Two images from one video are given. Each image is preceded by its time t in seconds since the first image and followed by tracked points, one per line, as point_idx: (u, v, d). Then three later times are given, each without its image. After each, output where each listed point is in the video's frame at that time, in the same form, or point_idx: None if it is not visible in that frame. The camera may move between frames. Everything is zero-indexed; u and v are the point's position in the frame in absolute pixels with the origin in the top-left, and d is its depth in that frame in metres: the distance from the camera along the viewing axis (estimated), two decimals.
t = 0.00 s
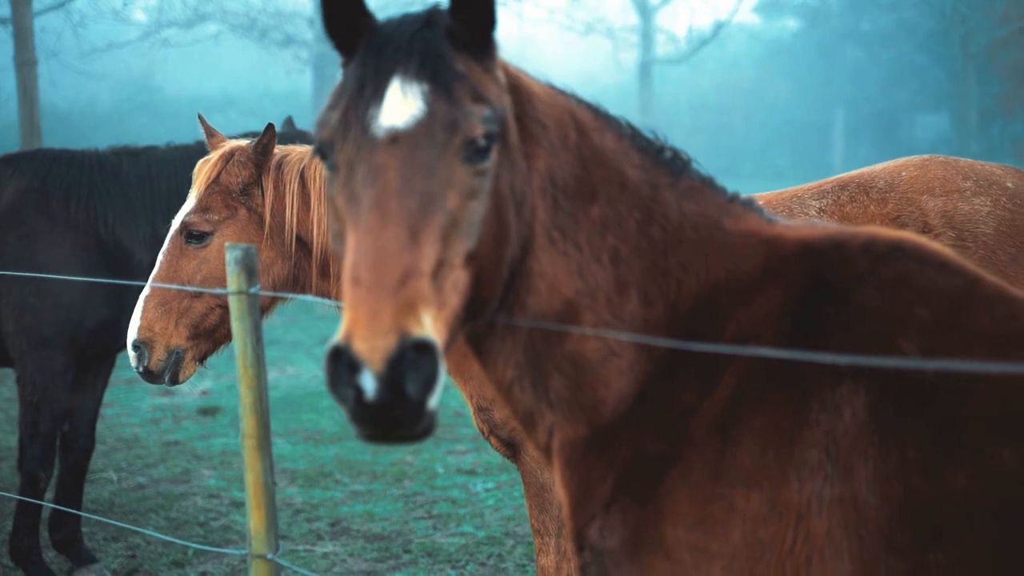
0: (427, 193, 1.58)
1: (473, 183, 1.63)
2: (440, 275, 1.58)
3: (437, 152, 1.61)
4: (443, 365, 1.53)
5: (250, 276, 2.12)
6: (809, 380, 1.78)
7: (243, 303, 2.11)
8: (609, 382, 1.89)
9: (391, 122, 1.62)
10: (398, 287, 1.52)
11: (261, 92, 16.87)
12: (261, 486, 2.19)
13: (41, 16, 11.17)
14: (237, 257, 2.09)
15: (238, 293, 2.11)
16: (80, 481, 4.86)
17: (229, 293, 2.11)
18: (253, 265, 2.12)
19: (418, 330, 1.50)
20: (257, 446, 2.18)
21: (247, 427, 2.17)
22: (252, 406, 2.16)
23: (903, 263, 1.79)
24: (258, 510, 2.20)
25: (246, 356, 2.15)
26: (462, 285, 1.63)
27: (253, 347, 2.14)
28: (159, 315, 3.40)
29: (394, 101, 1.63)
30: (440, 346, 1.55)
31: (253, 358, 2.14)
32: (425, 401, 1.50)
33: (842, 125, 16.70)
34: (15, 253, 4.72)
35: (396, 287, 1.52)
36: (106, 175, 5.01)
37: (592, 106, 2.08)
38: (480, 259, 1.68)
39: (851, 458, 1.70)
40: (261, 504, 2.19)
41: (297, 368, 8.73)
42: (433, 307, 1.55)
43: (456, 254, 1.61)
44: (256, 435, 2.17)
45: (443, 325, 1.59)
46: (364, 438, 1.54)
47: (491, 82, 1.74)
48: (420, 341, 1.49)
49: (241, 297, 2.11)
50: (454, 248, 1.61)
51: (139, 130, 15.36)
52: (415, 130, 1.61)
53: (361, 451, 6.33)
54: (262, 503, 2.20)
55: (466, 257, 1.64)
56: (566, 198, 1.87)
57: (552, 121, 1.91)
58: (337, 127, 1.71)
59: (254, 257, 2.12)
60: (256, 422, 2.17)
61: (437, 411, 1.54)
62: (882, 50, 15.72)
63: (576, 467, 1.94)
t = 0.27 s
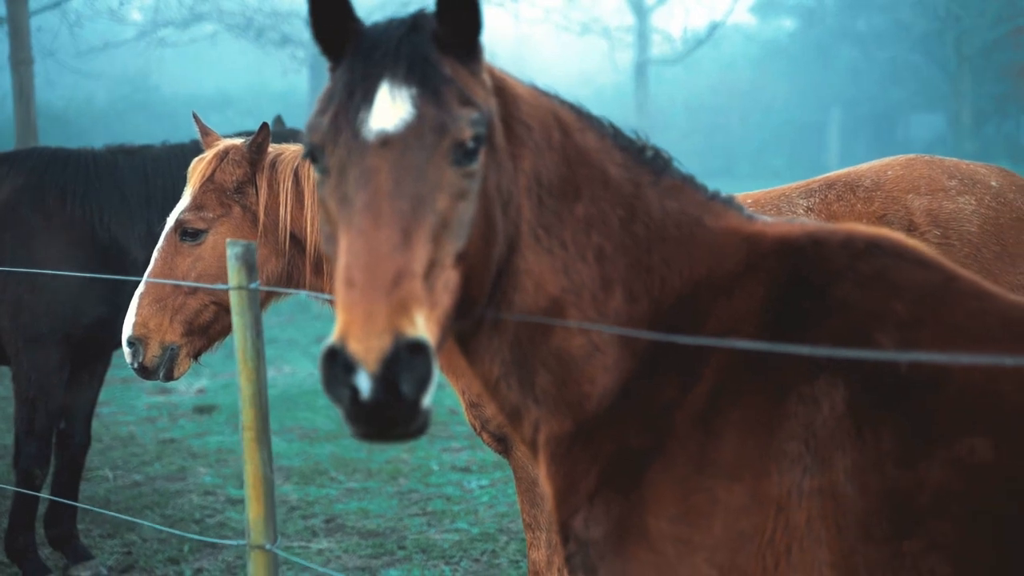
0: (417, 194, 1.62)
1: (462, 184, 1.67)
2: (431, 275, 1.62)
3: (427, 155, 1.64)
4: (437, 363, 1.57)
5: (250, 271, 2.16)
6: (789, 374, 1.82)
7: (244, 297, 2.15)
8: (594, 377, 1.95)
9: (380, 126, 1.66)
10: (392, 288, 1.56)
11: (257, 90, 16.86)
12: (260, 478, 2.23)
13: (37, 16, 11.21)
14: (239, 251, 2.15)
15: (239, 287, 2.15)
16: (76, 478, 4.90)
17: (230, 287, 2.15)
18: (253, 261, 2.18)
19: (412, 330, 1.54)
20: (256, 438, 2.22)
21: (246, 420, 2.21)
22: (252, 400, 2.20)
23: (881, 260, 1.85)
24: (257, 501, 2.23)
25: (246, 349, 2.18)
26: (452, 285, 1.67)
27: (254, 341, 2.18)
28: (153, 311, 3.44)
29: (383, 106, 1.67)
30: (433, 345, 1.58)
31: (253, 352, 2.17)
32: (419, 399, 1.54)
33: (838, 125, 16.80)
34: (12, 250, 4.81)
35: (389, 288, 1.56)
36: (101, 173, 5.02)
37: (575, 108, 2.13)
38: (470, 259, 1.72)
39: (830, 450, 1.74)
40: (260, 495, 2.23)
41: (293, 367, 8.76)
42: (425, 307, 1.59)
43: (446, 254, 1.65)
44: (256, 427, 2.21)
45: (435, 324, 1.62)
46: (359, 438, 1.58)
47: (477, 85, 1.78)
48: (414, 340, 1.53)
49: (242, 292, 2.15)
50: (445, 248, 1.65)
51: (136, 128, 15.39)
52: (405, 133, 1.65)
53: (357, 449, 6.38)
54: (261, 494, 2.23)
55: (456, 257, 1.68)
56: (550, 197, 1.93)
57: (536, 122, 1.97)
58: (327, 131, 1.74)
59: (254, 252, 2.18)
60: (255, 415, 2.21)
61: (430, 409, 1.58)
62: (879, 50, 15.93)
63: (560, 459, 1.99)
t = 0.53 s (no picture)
0: (412, 194, 1.66)
1: (456, 184, 1.71)
2: (427, 273, 1.66)
3: (422, 156, 1.68)
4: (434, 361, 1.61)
5: (259, 266, 2.21)
6: (776, 368, 1.86)
7: (253, 292, 2.20)
8: (585, 371, 1.99)
9: (375, 127, 1.69)
10: (389, 287, 1.59)
11: (255, 90, 16.87)
12: (265, 471, 2.27)
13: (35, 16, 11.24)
14: (246, 247, 2.19)
15: (248, 282, 2.19)
16: (75, 475, 4.93)
17: (238, 282, 2.20)
18: (261, 257, 2.22)
19: (409, 328, 1.58)
20: (262, 431, 2.25)
21: (252, 414, 2.25)
22: (258, 394, 2.25)
23: (867, 255, 1.88)
24: (262, 493, 2.27)
25: (253, 344, 2.23)
26: (447, 282, 1.71)
27: (261, 336, 2.22)
28: (152, 308, 3.48)
29: (378, 107, 1.70)
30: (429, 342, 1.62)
31: (260, 346, 2.23)
32: (417, 396, 1.58)
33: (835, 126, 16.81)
34: (11, 247, 4.85)
35: (386, 287, 1.59)
36: (100, 172, 5.05)
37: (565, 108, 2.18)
38: (464, 257, 1.76)
39: (816, 442, 1.78)
40: (265, 488, 2.27)
41: (290, 366, 8.79)
42: (421, 305, 1.63)
43: (442, 253, 1.69)
44: (261, 421, 2.25)
45: (431, 322, 1.66)
46: (357, 434, 1.61)
47: (468, 85, 1.82)
48: (411, 338, 1.57)
49: (251, 287, 2.20)
50: (440, 247, 1.69)
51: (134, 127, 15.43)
52: (400, 134, 1.68)
53: (354, 447, 6.41)
54: (267, 486, 2.27)
55: (450, 256, 1.71)
56: (541, 195, 1.98)
57: (527, 122, 2.02)
58: (324, 132, 1.77)
59: (262, 249, 2.22)
60: (261, 408, 2.25)
61: (427, 406, 1.62)
62: (874, 50, 16.00)
63: (549, 452, 2.03)
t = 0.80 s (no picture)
0: (410, 194, 1.69)
1: (453, 184, 1.74)
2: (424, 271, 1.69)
3: (419, 156, 1.71)
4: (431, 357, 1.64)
5: (255, 265, 2.23)
6: (767, 364, 1.89)
7: (250, 290, 2.23)
8: (578, 368, 2.02)
9: (374, 127, 1.72)
10: (387, 284, 1.62)
11: (254, 90, 16.88)
12: (263, 466, 2.30)
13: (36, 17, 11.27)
14: (243, 246, 2.21)
15: (245, 281, 2.22)
16: (75, 473, 4.96)
17: (235, 280, 2.23)
18: (258, 255, 2.24)
19: (407, 325, 1.61)
20: (260, 427, 2.29)
21: (250, 409, 2.28)
22: (256, 390, 2.28)
23: (856, 253, 1.91)
24: (260, 488, 2.30)
25: (250, 341, 2.26)
26: (444, 280, 1.74)
27: (258, 333, 2.26)
28: (152, 307, 3.51)
29: (376, 108, 1.73)
30: (427, 338, 1.65)
31: (257, 343, 2.26)
32: (416, 392, 1.61)
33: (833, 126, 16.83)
34: (12, 246, 4.88)
35: (384, 284, 1.62)
36: (100, 172, 5.08)
37: (559, 109, 2.21)
38: (460, 255, 1.79)
39: (806, 437, 1.81)
40: (262, 483, 2.30)
41: (289, 365, 8.82)
42: (419, 302, 1.66)
43: (439, 251, 1.72)
44: (259, 417, 2.28)
45: (429, 318, 1.69)
46: (356, 429, 1.63)
47: (465, 86, 1.85)
48: (409, 334, 1.60)
49: (248, 285, 2.22)
50: (437, 245, 1.71)
51: (133, 128, 15.46)
52: (398, 134, 1.71)
53: (353, 445, 6.44)
54: (264, 481, 2.31)
55: (447, 254, 1.74)
56: (535, 194, 2.01)
57: (522, 122, 2.05)
58: (323, 132, 1.80)
59: (259, 247, 2.24)
60: (260, 404, 2.28)
61: (424, 401, 1.65)
62: (873, 50, 16.09)
63: (543, 448, 2.06)
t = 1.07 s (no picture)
0: (409, 192, 1.72)
1: (451, 182, 1.78)
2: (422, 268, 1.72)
3: (418, 155, 1.75)
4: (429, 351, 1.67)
5: (246, 263, 2.27)
6: (758, 360, 1.92)
7: (240, 288, 2.26)
8: (574, 365, 2.05)
9: (373, 127, 1.76)
10: (387, 280, 1.66)
11: (254, 90, 16.91)
12: (256, 461, 2.34)
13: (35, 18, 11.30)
14: (233, 245, 2.25)
15: (235, 279, 2.26)
16: (76, 471, 5.00)
17: (225, 279, 2.26)
18: (248, 253, 2.28)
19: (406, 320, 1.65)
20: (252, 423, 2.32)
21: (241, 406, 2.32)
22: (246, 386, 2.31)
23: (845, 251, 1.95)
24: (252, 483, 2.34)
25: (241, 338, 2.30)
26: (443, 277, 1.77)
27: (248, 331, 2.29)
28: (153, 305, 3.55)
29: (376, 108, 1.77)
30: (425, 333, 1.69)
31: (248, 340, 2.30)
32: (414, 385, 1.64)
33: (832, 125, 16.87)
34: (13, 245, 4.90)
35: (383, 280, 1.66)
36: (100, 172, 5.12)
37: (555, 110, 2.25)
38: (458, 252, 1.82)
39: (797, 431, 1.84)
40: (254, 478, 2.33)
41: (288, 364, 8.85)
42: (418, 298, 1.69)
43: (437, 248, 1.75)
44: (250, 413, 2.32)
45: (427, 314, 1.72)
46: (356, 422, 1.67)
47: (462, 87, 1.89)
48: (408, 329, 1.64)
49: (238, 283, 2.26)
50: (435, 243, 1.75)
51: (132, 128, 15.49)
52: (397, 134, 1.75)
53: (352, 444, 6.48)
54: (256, 477, 2.34)
55: (445, 251, 1.78)
56: (531, 193, 2.05)
57: (518, 122, 2.09)
58: (322, 132, 1.84)
59: (249, 246, 2.27)
60: (251, 402, 2.31)
61: (422, 395, 1.69)
62: (870, 50, 15.99)
63: (539, 443, 2.09)
